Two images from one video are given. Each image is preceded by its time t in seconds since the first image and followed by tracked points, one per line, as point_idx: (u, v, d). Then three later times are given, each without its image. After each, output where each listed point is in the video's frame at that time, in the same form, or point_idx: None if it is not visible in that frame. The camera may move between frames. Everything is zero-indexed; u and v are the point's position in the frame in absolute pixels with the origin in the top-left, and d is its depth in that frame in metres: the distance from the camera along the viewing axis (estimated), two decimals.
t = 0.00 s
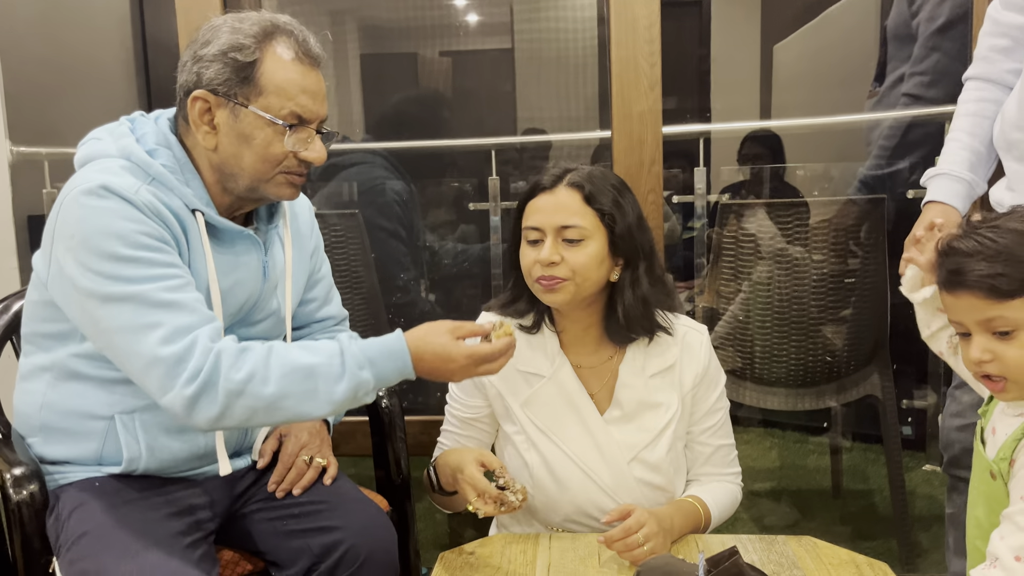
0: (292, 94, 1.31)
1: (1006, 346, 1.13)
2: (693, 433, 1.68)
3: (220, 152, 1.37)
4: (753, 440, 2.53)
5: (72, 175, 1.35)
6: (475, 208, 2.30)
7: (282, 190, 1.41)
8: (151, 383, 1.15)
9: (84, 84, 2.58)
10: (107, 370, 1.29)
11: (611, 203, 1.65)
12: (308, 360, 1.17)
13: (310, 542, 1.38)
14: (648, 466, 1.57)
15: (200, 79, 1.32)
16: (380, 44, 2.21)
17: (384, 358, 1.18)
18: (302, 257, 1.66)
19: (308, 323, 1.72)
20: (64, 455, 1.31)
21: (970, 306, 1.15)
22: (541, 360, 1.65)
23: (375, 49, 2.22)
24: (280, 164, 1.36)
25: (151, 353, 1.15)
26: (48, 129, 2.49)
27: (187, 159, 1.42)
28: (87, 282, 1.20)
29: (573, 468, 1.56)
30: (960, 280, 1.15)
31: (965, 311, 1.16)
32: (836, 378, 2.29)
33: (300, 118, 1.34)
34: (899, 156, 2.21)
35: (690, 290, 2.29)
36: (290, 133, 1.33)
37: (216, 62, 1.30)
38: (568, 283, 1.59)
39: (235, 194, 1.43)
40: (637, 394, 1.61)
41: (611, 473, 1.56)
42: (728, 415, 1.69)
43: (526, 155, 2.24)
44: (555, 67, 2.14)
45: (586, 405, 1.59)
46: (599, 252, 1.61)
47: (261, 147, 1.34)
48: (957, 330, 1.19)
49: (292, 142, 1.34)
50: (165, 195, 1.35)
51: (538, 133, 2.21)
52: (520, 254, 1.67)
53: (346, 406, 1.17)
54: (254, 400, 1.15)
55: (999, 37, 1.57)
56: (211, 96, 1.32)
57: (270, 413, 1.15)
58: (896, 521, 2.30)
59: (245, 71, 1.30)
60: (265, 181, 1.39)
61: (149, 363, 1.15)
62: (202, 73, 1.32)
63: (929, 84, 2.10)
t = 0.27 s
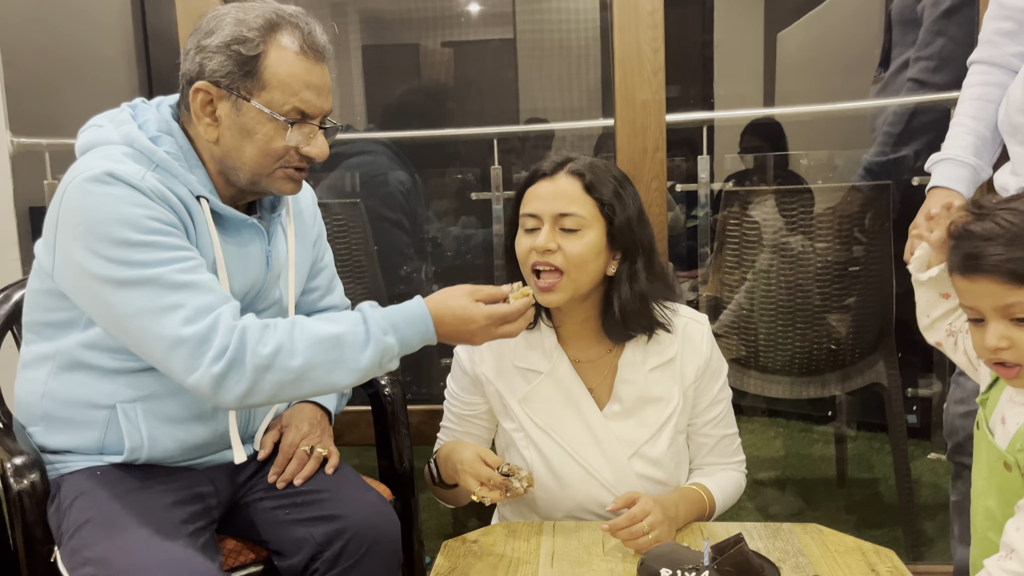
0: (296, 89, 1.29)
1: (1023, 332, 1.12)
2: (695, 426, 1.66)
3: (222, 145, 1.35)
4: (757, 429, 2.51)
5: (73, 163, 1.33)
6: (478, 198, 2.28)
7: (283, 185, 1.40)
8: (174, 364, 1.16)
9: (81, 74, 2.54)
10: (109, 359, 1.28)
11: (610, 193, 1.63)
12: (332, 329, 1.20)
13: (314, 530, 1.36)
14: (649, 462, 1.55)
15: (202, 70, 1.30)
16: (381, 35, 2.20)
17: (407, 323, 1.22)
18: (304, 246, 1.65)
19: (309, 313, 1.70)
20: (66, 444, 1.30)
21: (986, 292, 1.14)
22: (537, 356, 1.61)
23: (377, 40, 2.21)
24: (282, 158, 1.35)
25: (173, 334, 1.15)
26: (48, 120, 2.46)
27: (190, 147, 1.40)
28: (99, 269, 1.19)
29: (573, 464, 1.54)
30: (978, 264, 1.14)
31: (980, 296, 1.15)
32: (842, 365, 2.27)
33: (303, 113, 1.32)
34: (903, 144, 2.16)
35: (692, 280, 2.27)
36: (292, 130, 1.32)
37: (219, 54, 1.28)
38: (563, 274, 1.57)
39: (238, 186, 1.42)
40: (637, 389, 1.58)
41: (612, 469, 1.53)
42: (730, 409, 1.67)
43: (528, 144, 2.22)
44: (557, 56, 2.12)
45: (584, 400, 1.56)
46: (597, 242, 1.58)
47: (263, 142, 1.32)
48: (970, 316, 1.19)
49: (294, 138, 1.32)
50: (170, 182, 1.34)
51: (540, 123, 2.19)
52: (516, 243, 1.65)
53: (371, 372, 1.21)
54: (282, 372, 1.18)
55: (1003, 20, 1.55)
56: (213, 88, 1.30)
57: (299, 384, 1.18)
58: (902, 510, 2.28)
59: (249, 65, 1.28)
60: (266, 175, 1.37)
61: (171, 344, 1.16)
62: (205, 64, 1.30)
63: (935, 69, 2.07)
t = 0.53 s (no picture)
0: (290, 69, 1.26)
1: None
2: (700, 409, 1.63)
3: (216, 124, 1.33)
4: (765, 410, 2.49)
5: (71, 140, 1.31)
6: (482, 178, 2.24)
7: (278, 166, 1.37)
8: (193, 335, 1.17)
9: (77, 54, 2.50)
10: (108, 341, 1.27)
11: (614, 171, 1.60)
12: (350, 294, 1.22)
13: (316, 512, 1.35)
14: (654, 448, 1.51)
15: (197, 49, 1.28)
16: (383, 17, 2.17)
17: (424, 286, 1.24)
18: (305, 225, 1.62)
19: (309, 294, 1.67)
20: (65, 427, 1.29)
21: (998, 266, 1.11)
22: (538, 342, 1.57)
23: (379, 21, 2.17)
24: (275, 138, 1.32)
25: (190, 306, 1.16)
26: (43, 102, 2.41)
27: (188, 125, 1.37)
28: (107, 245, 1.19)
29: (576, 450, 1.50)
30: (991, 236, 1.12)
31: (992, 271, 1.12)
32: (849, 344, 2.25)
33: (297, 93, 1.29)
34: (911, 117, 2.11)
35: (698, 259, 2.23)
36: (285, 110, 1.29)
37: (213, 32, 1.26)
38: (562, 254, 1.54)
39: (234, 166, 1.39)
40: (642, 373, 1.55)
41: (616, 456, 1.48)
42: (736, 395, 1.64)
43: (533, 124, 2.18)
44: (562, 34, 2.08)
45: (587, 387, 1.52)
46: (599, 221, 1.56)
47: (256, 122, 1.29)
48: (980, 291, 1.17)
49: (288, 119, 1.29)
50: (170, 158, 1.32)
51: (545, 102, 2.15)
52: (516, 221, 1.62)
53: (391, 335, 1.23)
54: (303, 339, 1.20)
55: None
56: (206, 67, 1.27)
57: (320, 348, 1.20)
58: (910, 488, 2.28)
59: (242, 44, 1.25)
60: (260, 155, 1.35)
61: (188, 316, 1.17)
62: (199, 42, 1.27)
63: (941, 42, 2.01)
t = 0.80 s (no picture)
0: (284, 62, 1.25)
1: None
2: (706, 406, 1.61)
3: (213, 120, 1.32)
4: (772, 405, 2.47)
5: (71, 138, 1.30)
6: (485, 175, 2.23)
7: (278, 160, 1.36)
8: (197, 332, 1.17)
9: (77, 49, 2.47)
10: (110, 339, 1.26)
11: (622, 165, 1.59)
12: (357, 292, 1.21)
13: (319, 510, 1.34)
14: (660, 447, 1.49)
15: (191, 44, 1.27)
16: (385, 15, 2.15)
17: (431, 284, 1.23)
18: (306, 222, 1.61)
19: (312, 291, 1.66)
20: (67, 425, 1.28)
21: (1014, 254, 1.11)
22: (542, 340, 1.56)
23: (381, 19, 2.16)
24: (273, 133, 1.31)
25: (194, 302, 1.16)
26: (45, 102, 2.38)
27: (189, 121, 1.36)
28: (109, 243, 1.18)
29: (580, 450, 1.48)
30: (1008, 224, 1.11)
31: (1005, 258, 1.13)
32: (855, 340, 2.23)
33: (293, 87, 1.28)
34: (909, 107, 2.08)
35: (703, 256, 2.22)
36: (281, 105, 1.28)
37: (207, 27, 1.25)
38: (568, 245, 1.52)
39: (234, 163, 1.38)
40: (647, 372, 1.53)
41: (621, 457, 1.47)
42: (744, 391, 1.61)
43: (535, 120, 2.16)
44: (564, 29, 2.06)
45: (592, 386, 1.50)
46: (606, 213, 1.54)
47: (253, 117, 1.29)
48: (993, 279, 1.17)
49: (284, 114, 1.28)
50: (171, 156, 1.31)
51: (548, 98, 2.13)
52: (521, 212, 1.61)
53: (397, 334, 1.22)
54: (309, 335, 1.19)
55: None
56: (201, 62, 1.26)
57: (326, 346, 1.20)
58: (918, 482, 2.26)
59: (236, 38, 1.24)
60: (259, 150, 1.34)
61: (192, 313, 1.16)
62: (193, 38, 1.26)
63: (937, 31, 2.01)
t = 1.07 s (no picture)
0: (285, 61, 1.25)
1: None
2: (712, 402, 1.61)
3: (217, 119, 1.33)
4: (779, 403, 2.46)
5: (78, 137, 1.31)
6: (490, 175, 2.23)
7: (282, 156, 1.36)
8: (212, 323, 1.18)
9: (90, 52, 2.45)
10: (116, 336, 1.27)
11: (627, 161, 1.59)
12: (371, 283, 1.23)
13: (324, 506, 1.35)
14: (665, 443, 1.49)
15: (194, 44, 1.28)
16: (391, 18, 2.16)
17: (444, 276, 1.25)
18: (311, 220, 1.61)
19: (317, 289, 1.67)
20: (75, 423, 1.29)
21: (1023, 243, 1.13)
22: (547, 336, 1.55)
23: (386, 22, 2.16)
24: (276, 130, 1.32)
25: (209, 293, 1.17)
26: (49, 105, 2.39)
27: (196, 120, 1.37)
28: (121, 238, 1.19)
29: (585, 446, 1.48)
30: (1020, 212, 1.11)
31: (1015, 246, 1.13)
32: (862, 335, 2.22)
33: (295, 85, 1.29)
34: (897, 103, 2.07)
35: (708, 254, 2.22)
36: (283, 103, 1.29)
37: (209, 26, 1.26)
38: (574, 245, 1.52)
39: (239, 161, 1.39)
40: (652, 368, 1.52)
41: (626, 453, 1.47)
42: (749, 386, 1.61)
43: (540, 120, 2.16)
44: (569, 28, 2.07)
45: (597, 383, 1.50)
46: (611, 209, 1.54)
47: (256, 115, 1.29)
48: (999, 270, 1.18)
49: (288, 111, 1.29)
50: (179, 153, 1.32)
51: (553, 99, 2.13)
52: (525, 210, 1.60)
53: (410, 325, 1.24)
54: (323, 325, 1.20)
55: None
56: (204, 62, 1.27)
57: (340, 335, 1.21)
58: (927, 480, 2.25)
59: (237, 37, 1.25)
60: (263, 147, 1.34)
61: (207, 304, 1.17)
62: (196, 37, 1.27)
63: (922, 23, 1.99)
